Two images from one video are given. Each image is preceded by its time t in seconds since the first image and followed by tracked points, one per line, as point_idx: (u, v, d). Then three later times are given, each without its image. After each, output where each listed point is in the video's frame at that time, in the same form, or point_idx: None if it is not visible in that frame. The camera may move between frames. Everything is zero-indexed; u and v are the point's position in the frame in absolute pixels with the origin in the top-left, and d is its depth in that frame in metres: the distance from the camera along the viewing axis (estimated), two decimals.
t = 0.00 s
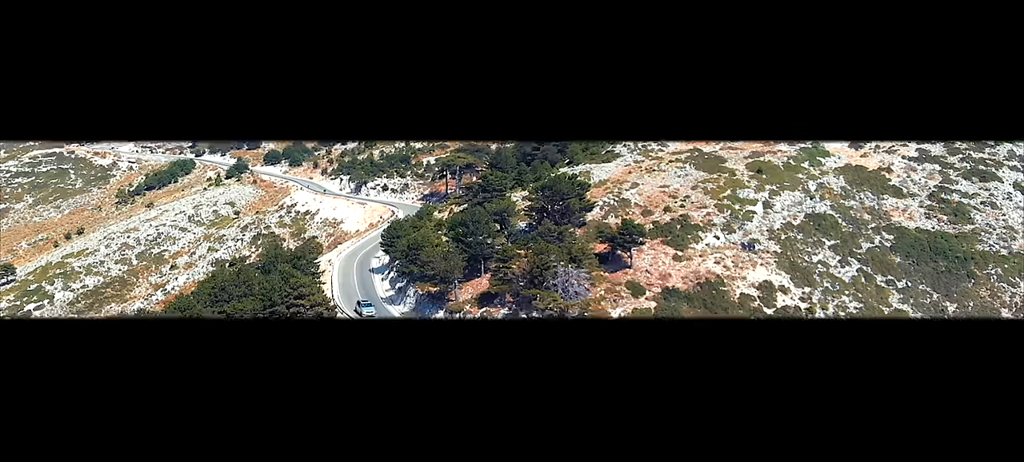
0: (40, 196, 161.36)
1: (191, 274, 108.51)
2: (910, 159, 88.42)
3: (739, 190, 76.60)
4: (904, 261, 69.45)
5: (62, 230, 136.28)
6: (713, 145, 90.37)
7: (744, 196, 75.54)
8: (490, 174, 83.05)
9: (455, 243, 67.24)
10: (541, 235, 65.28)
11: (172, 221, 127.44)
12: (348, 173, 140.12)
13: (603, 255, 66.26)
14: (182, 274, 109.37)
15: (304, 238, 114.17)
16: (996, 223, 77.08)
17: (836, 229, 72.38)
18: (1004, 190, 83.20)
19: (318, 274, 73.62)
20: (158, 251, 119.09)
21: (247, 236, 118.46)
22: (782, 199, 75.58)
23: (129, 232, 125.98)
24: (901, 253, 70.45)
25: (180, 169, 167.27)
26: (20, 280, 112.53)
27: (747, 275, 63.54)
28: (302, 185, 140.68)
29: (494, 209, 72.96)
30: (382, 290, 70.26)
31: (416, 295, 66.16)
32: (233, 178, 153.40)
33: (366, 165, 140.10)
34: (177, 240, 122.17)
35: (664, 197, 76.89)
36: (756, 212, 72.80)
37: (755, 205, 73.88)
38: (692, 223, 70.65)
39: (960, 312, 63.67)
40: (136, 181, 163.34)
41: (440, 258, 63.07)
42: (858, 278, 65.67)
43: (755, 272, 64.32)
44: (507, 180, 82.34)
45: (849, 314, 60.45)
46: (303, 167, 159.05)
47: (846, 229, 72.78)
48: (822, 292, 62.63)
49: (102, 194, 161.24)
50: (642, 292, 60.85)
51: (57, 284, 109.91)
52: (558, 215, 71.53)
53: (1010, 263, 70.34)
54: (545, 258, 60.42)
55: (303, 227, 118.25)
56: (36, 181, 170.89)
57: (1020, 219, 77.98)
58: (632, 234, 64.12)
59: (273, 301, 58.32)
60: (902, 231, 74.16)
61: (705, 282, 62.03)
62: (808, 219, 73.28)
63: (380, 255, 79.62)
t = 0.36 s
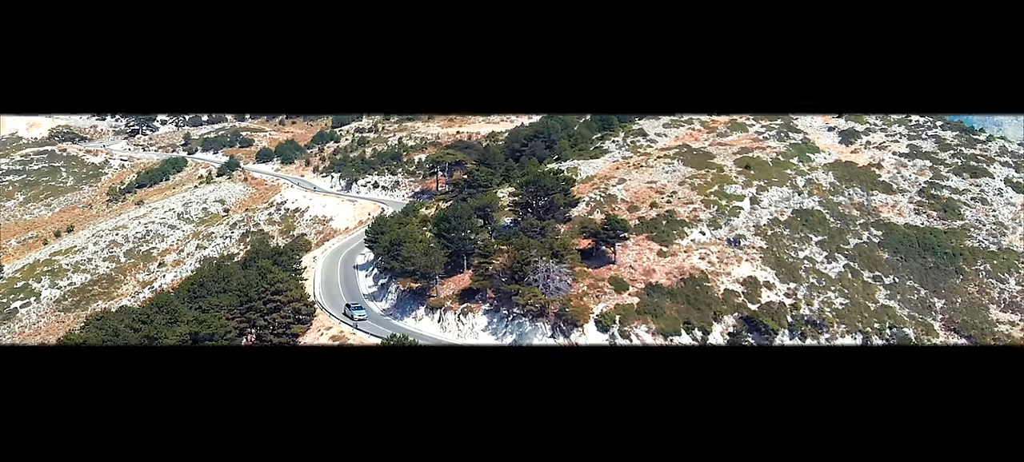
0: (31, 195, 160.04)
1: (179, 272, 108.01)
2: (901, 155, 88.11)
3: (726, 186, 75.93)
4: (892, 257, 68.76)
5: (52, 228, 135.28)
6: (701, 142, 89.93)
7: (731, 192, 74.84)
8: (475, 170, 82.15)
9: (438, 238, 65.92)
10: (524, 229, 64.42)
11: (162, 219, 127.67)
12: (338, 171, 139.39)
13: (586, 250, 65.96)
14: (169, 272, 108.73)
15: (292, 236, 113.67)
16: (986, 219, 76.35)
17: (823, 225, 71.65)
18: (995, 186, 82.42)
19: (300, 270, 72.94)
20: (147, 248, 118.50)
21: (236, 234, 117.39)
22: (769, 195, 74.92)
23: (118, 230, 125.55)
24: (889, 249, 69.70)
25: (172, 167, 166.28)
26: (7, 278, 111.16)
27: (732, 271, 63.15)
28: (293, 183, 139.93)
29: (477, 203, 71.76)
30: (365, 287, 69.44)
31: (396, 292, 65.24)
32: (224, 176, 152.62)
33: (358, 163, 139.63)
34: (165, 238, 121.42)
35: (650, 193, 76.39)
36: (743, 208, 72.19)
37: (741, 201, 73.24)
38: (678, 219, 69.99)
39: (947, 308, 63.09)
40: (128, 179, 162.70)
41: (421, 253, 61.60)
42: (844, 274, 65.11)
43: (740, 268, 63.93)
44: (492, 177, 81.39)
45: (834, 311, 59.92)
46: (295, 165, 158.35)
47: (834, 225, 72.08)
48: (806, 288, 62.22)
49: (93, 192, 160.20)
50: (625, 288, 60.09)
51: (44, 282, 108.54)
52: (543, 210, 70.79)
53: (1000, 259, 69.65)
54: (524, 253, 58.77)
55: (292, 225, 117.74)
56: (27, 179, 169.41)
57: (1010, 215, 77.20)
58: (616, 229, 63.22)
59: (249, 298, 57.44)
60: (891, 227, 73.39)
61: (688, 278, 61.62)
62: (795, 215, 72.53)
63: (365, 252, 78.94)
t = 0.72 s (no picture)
0: (21, 193, 158.64)
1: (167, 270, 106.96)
2: (891, 151, 87.53)
3: (713, 182, 75.27)
4: (880, 254, 67.85)
5: (41, 227, 134.28)
6: (690, 138, 89.36)
7: (718, 188, 74.35)
8: (461, 166, 81.41)
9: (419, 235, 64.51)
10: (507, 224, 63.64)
11: (150, 217, 126.21)
12: (329, 168, 138.46)
13: (569, 245, 65.46)
14: (157, 270, 107.74)
15: (281, 234, 113.05)
16: (976, 215, 75.42)
17: (810, 222, 70.83)
18: (985, 182, 81.61)
19: (281, 269, 71.96)
20: (135, 246, 117.43)
21: (224, 232, 116.40)
22: (756, 191, 74.32)
23: (106, 227, 124.07)
24: (877, 246, 68.77)
25: (163, 166, 165.40)
26: None
27: (716, 268, 62.69)
28: (284, 180, 139.12)
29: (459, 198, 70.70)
30: (347, 284, 68.43)
31: (377, 289, 64.05)
32: (215, 174, 151.72)
33: (349, 160, 138.83)
34: (154, 235, 120.56)
35: (636, 189, 75.88)
36: (729, 204, 71.58)
37: (728, 198, 72.66)
38: (663, 215, 69.50)
39: (934, 306, 62.50)
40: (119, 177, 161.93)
41: (400, 248, 60.29)
42: (831, 270, 64.49)
43: (725, 264, 63.32)
44: (478, 173, 80.34)
45: (819, 308, 59.67)
46: (286, 163, 157.58)
47: (821, 222, 71.34)
48: (791, 285, 61.81)
49: (84, 190, 159.19)
50: (607, 285, 59.67)
51: (30, 279, 107.12)
52: (526, 206, 70.03)
53: (989, 255, 68.79)
54: (504, 249, 57.42)
55: (281, 223, 117.07)
56: (18, 177, 168.06)
57: (1000, 211, 76.14)
58: (599, 225, 62.60)
59: (225, 295, 56.91)
60: (879, 224, 72.55)
61: (672, 274, 61.17)
62: (782, 211, 71.73)
63: (348, 249, 78.12)
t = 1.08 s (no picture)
0: (11, 192, 157.20)
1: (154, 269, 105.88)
2: (882, 149, 86.70)
3: (699, 180, 74.53)
4: (867, 252, 67.04)
5: (30, 226, 133.15)
6: (679, 136, 88.60)
7: (705, 186, 73.65)
8: (446, 164, 80.54)
9: (398, 233, 63.60)
10: (488, 222, 62.69)
11: (139, 216, 125.10)
12: (319, 167, 137.45)
13: (553, 244, 64.52)
14: (144, 270, 106.73)
15: (269, 233, 112.28)
16: (966, 213, 74.42)
17: (797, 220, 70.01)
18: (976, 180, 80.65)
19: (264, 269, 70.97)
20: (123, 246, 116.36)
21: (212, 231, 115.43)
22: (743, 189, 73.59)
23: (94, 227, 122.92)
24: (864, 244, 67.96)
25: (155, 165, 164.42)
26: None
27: (700, 266, 61.97)
28: (274, 179, 138.25)
29: (441, 196, 69.75)
30: (328, 284, 67.41)
31: (357, 289, 63.05)
32: (206, 173, 150.81)
33: (339, 159, 137.87)
34: (142, 235, 119.62)
35: (623, 187, 75.20)
36: (715, 202, 70.86)
37: (714, 196, 71.92)
38: (648, 213, 68.82)
39: (921, 304, 61.70)
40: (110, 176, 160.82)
41: (379, 247, 59.34)
42: (816, 269, 63.79)
43: (709, 262, 62.56)
44: (463, 170, 79.37)
45: (804, 306, 59.05)
46: (277, 162, 156.61)
47: (808, 220, 70.50)
48: (776, 283, 61.11)
49: (75, 189, 157.97)
50: (589, 284, 58.93)
51: (16, 279, 105.82)
52: (510, 204, 69.15)
53: (977, 254, 67.84)
54: (483, 247, 55.72)
55: (270, 222, 116.39)
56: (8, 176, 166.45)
57: (990, 209, 75.16)
58: (582, 224, 61.82)
59: (199, 294, 56.04)
60: (867, 221, 71.67)
61: (655, 273, 60.53)
62: (769, 209, 71.00)
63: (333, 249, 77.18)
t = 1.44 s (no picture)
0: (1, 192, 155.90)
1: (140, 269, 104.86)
2: (872, 148, 85.92)
3: (685, 179, 73.91)
4: (854, 252, 66.25)
5: (18, 226, 132.04)
6: (667, 135, 87.85)
7: (691, 185, 72.97)
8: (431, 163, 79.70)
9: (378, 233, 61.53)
10: (469, 221, 61.76)
11: (127, 216, 124.02)
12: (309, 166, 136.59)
13: (536, 244, 63.68)
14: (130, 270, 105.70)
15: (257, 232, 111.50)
16: (955, 212, 73.48)
17: (784, 219, 69.20)
18: (966, 179, 79.70)
19: (245, 271, 70.18)
20: (110, 246, 115.27)
21: (200, 231, 114.47)
22: (730, 189, 72.85)
23: (82, 226, 121.73)
24: (851, 244, 67.17)
25: (145, 165, 163.51)
26: None
27: (683, 266, 61.24)
28: (264, 179, 137.43)
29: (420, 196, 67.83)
30: (309, 285, 66.68)
31: (336, 289, 62.08)
32: (196, 172, 149.96)
33: (329, 159, 136.94)
34: (130, 235, 118.64)
35: (608, 186, 74.53)
36: (701, 202, 70.18)
37: (700, 195, 71.28)
38: (632, 213, 68.17)
39: (907, 305, 60.80)
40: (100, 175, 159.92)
41: (357, 247, 57.93)
42: (802, 269, 62.99)
43: (692, 263, 61.83)
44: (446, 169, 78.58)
45: (788, 307, 58.28)
46: (269, 161, 155.68)
47: (795, 219, 69.70)
48: (760, 283, 60.36)
49: (65, 189, 156.82)
50: (570, 284, 58.17)
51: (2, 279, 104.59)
52: (493, 204, 68.29)
53: (966, 253, 66.83)
54: (461, 247, 54.88)
55: (258, 222, 115.67)
56: None
57: (979, 209, 74.21)
58: (564, 223, 61.05)
59: (174, 295, 55.33)
60: (855, 221, 70.84)
61: (638, 274, 59.81)
62: (755, 209, 70.28)
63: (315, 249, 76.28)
